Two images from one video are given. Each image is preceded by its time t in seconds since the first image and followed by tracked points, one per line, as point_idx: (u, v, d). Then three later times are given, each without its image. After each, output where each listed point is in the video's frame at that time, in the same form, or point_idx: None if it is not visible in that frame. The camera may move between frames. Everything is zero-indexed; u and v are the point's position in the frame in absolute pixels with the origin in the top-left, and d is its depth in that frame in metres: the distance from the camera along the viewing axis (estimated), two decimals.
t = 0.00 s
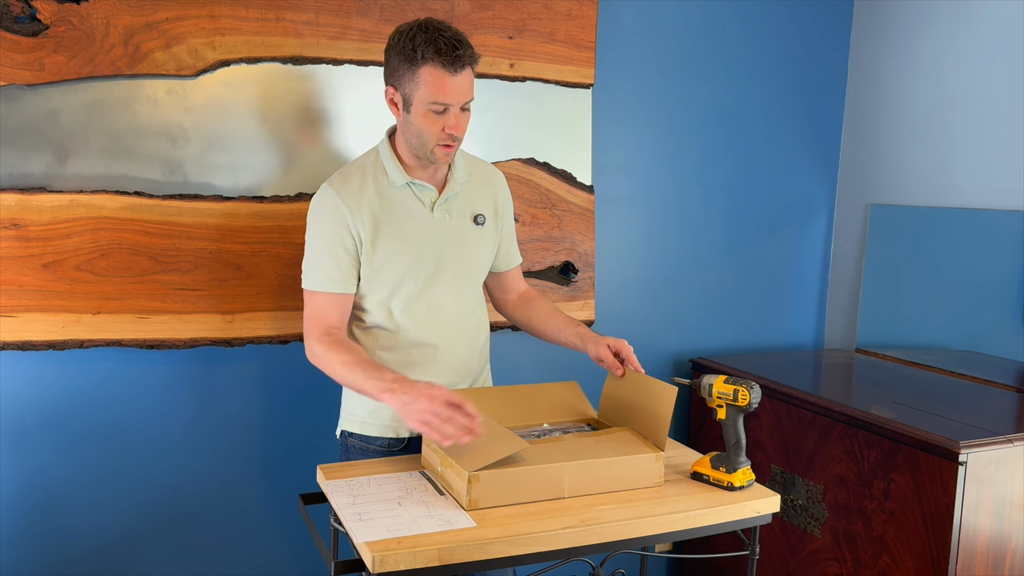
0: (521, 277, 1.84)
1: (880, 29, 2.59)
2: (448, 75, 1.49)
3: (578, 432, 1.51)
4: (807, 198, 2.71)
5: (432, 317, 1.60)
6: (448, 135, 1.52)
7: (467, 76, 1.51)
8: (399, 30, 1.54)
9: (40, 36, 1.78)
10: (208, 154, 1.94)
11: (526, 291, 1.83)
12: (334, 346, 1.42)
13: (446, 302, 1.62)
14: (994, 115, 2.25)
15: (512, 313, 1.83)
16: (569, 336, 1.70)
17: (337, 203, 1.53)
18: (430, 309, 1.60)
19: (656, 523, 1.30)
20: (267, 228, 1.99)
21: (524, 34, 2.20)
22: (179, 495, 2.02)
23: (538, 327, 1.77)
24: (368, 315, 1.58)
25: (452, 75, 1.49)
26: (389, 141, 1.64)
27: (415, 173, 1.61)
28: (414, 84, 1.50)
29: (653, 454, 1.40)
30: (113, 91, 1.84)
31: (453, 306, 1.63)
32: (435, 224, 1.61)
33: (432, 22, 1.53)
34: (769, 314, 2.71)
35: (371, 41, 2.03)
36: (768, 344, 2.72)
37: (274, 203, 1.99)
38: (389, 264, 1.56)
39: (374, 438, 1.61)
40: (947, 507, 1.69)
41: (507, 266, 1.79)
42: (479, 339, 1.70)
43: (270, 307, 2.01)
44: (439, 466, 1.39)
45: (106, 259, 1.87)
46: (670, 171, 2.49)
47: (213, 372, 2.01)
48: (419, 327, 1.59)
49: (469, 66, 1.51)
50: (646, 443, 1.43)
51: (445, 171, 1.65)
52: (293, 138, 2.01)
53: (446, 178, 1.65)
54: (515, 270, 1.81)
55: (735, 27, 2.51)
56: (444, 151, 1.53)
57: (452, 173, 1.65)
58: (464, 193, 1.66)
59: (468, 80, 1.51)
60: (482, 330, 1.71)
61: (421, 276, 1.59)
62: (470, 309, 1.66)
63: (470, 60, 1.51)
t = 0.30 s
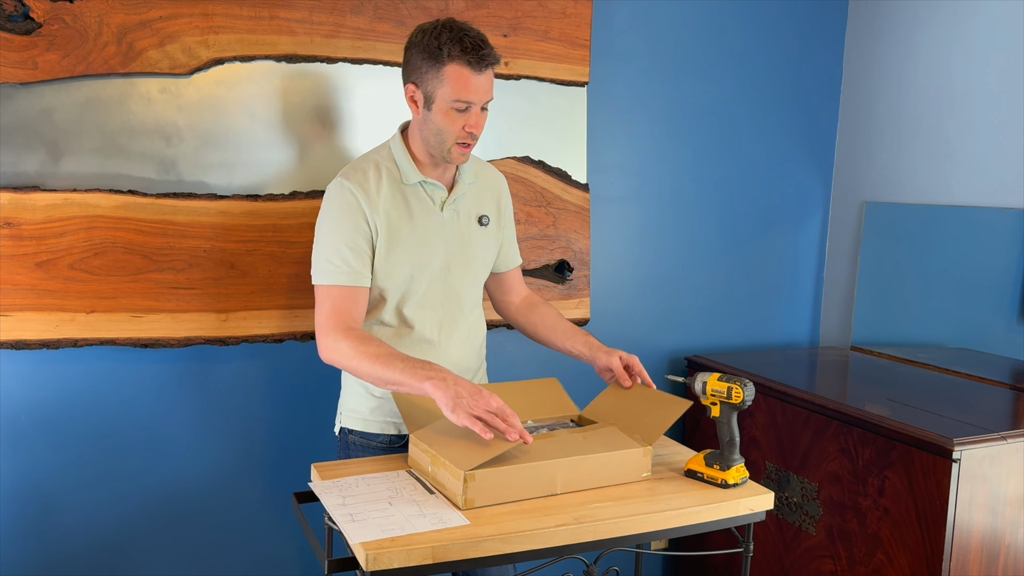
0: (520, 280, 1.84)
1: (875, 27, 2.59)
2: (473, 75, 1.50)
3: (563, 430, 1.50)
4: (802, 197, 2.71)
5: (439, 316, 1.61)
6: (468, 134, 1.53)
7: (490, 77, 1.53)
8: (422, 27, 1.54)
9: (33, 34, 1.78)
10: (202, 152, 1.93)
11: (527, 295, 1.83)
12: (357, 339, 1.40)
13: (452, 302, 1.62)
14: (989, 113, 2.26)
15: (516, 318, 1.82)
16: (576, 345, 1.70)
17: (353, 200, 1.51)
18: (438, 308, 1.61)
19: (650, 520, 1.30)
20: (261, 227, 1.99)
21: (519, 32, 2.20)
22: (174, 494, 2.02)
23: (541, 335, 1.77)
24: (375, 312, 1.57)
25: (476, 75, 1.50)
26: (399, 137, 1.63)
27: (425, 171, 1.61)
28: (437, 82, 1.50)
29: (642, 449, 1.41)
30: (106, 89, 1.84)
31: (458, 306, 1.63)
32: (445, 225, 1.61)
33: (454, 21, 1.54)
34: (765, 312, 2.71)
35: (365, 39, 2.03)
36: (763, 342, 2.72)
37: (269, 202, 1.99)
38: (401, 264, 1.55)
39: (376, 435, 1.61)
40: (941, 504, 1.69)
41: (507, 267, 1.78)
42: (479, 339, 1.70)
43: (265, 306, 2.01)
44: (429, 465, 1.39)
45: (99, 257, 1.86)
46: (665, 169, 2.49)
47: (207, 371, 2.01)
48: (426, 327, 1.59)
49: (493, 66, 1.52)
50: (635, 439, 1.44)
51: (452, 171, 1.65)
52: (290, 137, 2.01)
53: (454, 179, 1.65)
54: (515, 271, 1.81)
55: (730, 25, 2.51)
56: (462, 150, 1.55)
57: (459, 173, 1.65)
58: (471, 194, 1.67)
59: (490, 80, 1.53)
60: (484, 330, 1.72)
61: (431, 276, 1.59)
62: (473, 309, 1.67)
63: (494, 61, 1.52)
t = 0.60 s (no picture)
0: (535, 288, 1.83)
1: (870, 26, 2.60)
2: (517, 85, 1.52)
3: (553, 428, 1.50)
4: (798, 196, 2.72)
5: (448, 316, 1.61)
6: (502, 141, 1.56)
7: (533, 90, 1.55)
8: (476, 32, 1.56)
9: (28, 35, 1.78)
10: (198, 153, 1.93)
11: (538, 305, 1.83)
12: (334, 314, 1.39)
13: (463, 301, 1.63)
14: (985, 112, 2.26)
15: (523, 325, 1.84)
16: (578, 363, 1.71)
17: (378, 189, 1.51)
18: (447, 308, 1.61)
19: (645, 519, 1.30)
20: (257, 227, 1.99)
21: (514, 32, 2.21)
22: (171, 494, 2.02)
23: (544, 348, 1.78)
24: (386, 301, 1.58)
25: (520, 85, 1.52)
26: (432, 134, 1.64)
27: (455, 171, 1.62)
28: (482, 86, 1.52)
29: (634, 446, 1.42)
30: (102, 90, 1.84)
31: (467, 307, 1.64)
32: (466, 226, 1.61)
33: (506, 31, 1.56)
34: (761, 311, 2.72)
35: (360, 39, 2.04)
36: (759, 341, 2.73)
37: (264, 202, 1.99)
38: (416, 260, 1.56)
39: (383, 429, 1.61)
40: (935, 502, 1.70)
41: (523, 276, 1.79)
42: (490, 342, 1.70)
43: (260, 306, 2.01)
44: (424, 466, 1.39)
45: (95, 258, 1.86)
46: (661, 168, 2.49)
47: (204, 370, 2.02)
48: (433, 324, 1.60)
49: (538, 80, 1.54)
50: (627, 436, 1.45)
51: (482, 175, 1.66)
52: (288, 137, 2.01)
53: (482, 181, 1.66)
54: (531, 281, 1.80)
55: (725, 25, 2.51)
56: (493, 156, 1.57)
57: (488, 177, 1.66)
58: (498, 198, 1.67)
59: (533, 93, 1.55)
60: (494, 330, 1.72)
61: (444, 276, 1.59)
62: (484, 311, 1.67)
63: (539, 75, 1.54)
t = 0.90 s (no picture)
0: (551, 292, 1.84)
1: (865, 26, 2.60)
2: (539, 86, 1.51)
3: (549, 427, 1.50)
4: (795, 195, 2.72)
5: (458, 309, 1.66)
6: (519, 141, 1.55)
7: (557, 92, 1.53)
8: (508, 30, 1.56)
9: (24, 36, 1.78)
10: (195, 153, 1.94)
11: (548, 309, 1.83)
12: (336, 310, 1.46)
13: (476, 296, 1.66)
14: (981, 111, 2.27)
15: (532, 324, 1.85)
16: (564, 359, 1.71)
17: (393, 181, 1.59)
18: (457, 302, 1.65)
19: (639, 518, 1.31)
20: (254, 227, 2.00)
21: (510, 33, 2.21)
22: (169, 493, 2.02)
23: (542, 346, 1.79)
24: (399, 291, 1.63)
25: (543, 87, 1.51)
26: (456, 131, 1.68)
27: (475, 167, 1.65)
28: (504, 84, 1.52)
29: (629, 446, 1.42)
30: (99, 91, 1.85)
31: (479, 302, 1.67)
32: (480, 224, 1.64)
33: (536, 32, 1.55)
34: (758, 310, 2.72)
35: (357, 40, 2.04)
36: (756, 340, 2.73)
37: (261, 202, 2.00)
38: (428, 251, 1.61)
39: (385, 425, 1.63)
40: (930, 501, 1.70)
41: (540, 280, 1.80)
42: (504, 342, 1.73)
43: (256, 306, 2.02)
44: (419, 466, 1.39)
45: (92, 259, 1.86)
46: (658, 168, 2.50)
47: (202, 371, 2.02)
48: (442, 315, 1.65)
49: (561, 84, 1.53)
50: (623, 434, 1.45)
51: (504, 174, 1.68)
52: (286, 138, 2.02)
53: (503, 181, 1.69)
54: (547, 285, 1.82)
55: (721, 24, 2.52)
56: (509, 154, 1.58)
57: (510, 177, 1.68)
58: (518, 199, 1.69)
59: (556, 95, 1.53)
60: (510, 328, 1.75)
61: (454, 270, 1.63)
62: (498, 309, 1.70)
63: (563, 78, 1.52)
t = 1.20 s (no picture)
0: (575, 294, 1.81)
1: (863, 25, 2.60)
2: (539, 84, 1.51)
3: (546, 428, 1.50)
4: (793, 194, 2.72)
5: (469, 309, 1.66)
6: (521, 139, 1.55)
7: (557, 91, 1.53)
8: (510, 30, 1.57)
9: (21, 37, 1.78)
10: (192, 154, 1.94)
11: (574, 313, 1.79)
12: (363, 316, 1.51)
13: (487, 296, 1.66)
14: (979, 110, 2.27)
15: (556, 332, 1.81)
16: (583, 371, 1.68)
17: (401, 183, 1.61)
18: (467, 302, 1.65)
19: (636, 517, 1.31)
20: (251, 228, 2.00)
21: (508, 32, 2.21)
22: (167, 494, 2.02)
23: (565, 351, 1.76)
24: (410, 294, 1.65)
25: (543, 85, 1.51)
26: (464, 134, 1.69)
27: (482, 167, 1.65)
28: (504, 83, 1.53)
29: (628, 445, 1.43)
30: (96, 92, 1.85)
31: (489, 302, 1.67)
32: (488, 223, 1.65)
33: (539, 32, 1.55)
34: (756, 309, 2.72)
35: (354, 40, 2.04)
36: (754, 339, 2.73)
37: (258, 203, 2.00)
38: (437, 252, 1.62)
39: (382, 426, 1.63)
40: (928, 499, 1.70)
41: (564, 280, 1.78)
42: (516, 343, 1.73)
43: (254, 306, 2.02)
44: (418, 466, 1.39)
45: (90, 259, 1.87)
46: (656, 168, 2.50)
47: (201, 371, 2.02)
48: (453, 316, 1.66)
49: (562, 82, 1.53)
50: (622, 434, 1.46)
51: (514, 174, 1.68)
52: (285, 139, 2.02)
53: (513, 180, 1.68)
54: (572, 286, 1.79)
55: (719, 24, 2.52)
56: (512, 154, 1.57)
57: (519, 176, 1.68)
58: (528, 198, 1.69)
59: (557, 94, 1.53)
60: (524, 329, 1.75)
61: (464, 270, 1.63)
62: (509, 309, 1.70)
63: (563, 76, 1.52)
